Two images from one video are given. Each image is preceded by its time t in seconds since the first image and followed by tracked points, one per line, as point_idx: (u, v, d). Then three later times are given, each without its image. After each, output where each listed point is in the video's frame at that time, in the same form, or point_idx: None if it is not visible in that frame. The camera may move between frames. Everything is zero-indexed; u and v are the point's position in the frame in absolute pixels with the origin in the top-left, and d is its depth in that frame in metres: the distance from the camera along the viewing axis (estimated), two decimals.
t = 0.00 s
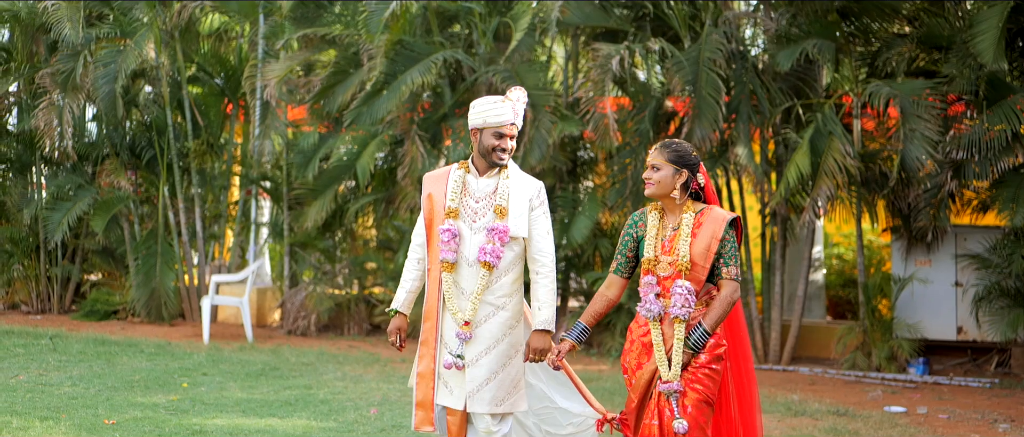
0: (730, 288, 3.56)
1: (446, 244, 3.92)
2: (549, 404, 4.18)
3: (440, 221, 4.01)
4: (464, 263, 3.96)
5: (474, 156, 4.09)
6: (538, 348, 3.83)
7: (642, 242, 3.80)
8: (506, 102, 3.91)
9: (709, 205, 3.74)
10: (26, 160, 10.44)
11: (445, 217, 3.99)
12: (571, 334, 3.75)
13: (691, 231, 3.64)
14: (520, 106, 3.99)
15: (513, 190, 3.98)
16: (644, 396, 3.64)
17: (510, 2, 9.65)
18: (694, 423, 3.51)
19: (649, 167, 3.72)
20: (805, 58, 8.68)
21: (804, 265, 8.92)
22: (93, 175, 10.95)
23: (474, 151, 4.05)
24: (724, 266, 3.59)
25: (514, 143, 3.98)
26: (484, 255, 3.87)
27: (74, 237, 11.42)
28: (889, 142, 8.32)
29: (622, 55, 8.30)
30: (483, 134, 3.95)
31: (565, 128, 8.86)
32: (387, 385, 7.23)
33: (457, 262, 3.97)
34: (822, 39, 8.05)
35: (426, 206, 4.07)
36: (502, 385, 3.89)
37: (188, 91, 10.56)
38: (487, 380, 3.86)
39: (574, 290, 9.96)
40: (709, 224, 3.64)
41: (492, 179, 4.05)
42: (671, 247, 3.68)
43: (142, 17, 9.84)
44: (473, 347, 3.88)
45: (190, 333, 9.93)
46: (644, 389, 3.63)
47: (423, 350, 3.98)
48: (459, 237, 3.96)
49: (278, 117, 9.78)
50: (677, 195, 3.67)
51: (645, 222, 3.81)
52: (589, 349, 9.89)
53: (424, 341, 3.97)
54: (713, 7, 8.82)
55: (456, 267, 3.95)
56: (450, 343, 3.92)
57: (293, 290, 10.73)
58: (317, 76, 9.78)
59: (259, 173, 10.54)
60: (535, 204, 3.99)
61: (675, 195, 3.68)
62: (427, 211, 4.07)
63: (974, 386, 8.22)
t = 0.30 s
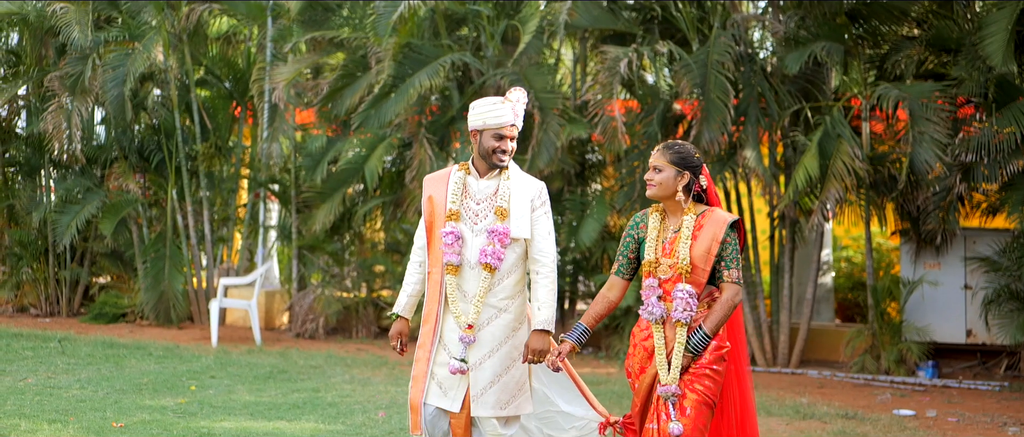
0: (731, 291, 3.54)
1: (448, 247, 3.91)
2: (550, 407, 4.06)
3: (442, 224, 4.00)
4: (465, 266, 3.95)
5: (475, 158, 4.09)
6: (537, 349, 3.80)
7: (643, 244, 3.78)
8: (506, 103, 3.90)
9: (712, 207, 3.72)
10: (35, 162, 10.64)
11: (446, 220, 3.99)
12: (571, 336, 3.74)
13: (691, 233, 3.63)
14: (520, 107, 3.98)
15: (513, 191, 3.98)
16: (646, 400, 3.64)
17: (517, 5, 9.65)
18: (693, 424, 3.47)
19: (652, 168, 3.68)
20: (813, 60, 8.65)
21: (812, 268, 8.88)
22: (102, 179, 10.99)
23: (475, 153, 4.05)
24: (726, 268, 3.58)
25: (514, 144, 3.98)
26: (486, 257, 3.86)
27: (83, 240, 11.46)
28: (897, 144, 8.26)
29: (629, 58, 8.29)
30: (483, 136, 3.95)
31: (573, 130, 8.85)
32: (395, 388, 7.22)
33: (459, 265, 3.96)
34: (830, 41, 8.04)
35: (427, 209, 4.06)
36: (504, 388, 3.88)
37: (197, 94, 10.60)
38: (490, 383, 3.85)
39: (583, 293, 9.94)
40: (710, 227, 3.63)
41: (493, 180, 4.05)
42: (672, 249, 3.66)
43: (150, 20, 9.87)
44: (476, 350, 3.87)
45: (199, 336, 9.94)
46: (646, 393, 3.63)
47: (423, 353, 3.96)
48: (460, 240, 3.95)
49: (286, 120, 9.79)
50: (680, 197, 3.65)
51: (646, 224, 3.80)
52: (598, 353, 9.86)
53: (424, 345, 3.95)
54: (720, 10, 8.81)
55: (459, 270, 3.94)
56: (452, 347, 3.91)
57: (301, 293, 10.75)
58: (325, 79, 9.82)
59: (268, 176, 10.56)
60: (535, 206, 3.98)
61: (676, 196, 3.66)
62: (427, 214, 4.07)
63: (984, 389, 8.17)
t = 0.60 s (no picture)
0: (733, 292, 3.51)
1: (451, 248, 3.90)
2: (554, 410, 4.16)
3: (443, 226, 4.00)
4: (468, 267, 3.94)
5: (475, 158, 4.09)
6: (537, 348, 3.77)
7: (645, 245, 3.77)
8: (505, 102, 3.90)
9: (715, 208, 3.69)
10: (45, 163, 10.59)
11: (447, 221, 3.99)
12: (573, 336, 3.70)
13: (693, 234, 3.61)
14: (520, 106, 3.98)
15: (514, 191, 3.97)
16: (649, 403, 3.63)
17: (526, 6, 9.63)
18: (696, 426, 3.46)
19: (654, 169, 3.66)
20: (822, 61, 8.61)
21: (822, 269, 8.84)
22: (111, 179, 11.02)
23: (474, 154, 4.05)
24: (728, 269, 3.56)
25: (514, 143, 3.98)
26: (489, 258, 3.85)
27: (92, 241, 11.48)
28: (907, 145, 8.22)
29: (638, 59, 8.27)
30: (483, 136, 3.95)
31: (581, 131, 8.83)
32: (403, 389, 7.22)
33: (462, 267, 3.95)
34: (839, 42, 8.03)
35: (429, 211, 4.06)
36: (507, 390, 3.87)
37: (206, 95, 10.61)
38: (493, 386, 3.85)
39: (592, 294, 9.92)
40: (712, 228, 3.61)
41: (493, 180, 4.05)
42: (675, 250, 3.64)
43: (159, 21, 9.88)
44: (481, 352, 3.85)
45: (208, 337, 9.95)
46: (649, 396, 3.62)
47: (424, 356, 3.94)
48: (462, 242, 3.94)
49: (295, 121, 9.79)
50: (683, 198, 3.63)
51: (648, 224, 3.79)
52: (606, 353, 9.85)
53: (425, 347, 3.92)
54: (730, 10, 8.78)
55: (462, 272, 3.92)
56: (456, 349, 3.88)
57: (310, 294, 10.78)
58: (334, 80, 9.83)
59: (276, 177, 10.57)
60: (536, 203, 3.98)
61: (679, 197, 3.65)
62: (428, 216, 4.07)
63: (994, 390, 8.13)
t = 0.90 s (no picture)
0: (735, 295, 3.48)
1: (454, 251, 3.88)
2: (557, 413, 4.10)
3: (444, 228, 3.97)
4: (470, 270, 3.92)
5: (474, 159, 4.07)
6: (538, 348, 3.75)
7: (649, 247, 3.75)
8: (504, 102, 3.89)
9: (719, 209, 3.67)
10: (54, 164, 10.83)
11: (448, 224, 3.97)
12: (575, 338, 3.69)
13: (697, 236, 3.58)
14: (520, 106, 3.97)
15: (513, 192, 3.96)
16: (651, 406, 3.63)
17: (535, 6, 9.61)
18: (699, 431, 3.44)
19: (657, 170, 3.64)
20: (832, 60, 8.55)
21: (832, 269, 8.80)
22: (120, 180, 11.04)
23: (474, 155, 4.03)
24: (731, 272, 3.53)
25: (514, 144, 3.97)
26: (492, 261, 3.84)
27: (102, 242, 11.50)
28: (916, 144, 8.17)
29: (647, 59, 8.24)
30: (482, 136, 3.94)
31: (589, 131, 8.80)
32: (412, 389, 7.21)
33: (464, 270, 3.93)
34: (848, 42, 8.00)
35: (429, 213, 4.04)
36: (509, 393, 3.90)
37: (215, 96, 10.63)
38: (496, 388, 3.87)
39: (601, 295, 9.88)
40: (716, 229, 3.58)
41: (492, 181, 4.03)
42: (677, 252, 3.63)
43: (168, 22, 9.89)
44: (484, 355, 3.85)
45: (217, 338, 9.97)
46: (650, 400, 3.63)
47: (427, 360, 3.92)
48: (463, 244, 3.92)
49: (303, 121, 9.79)
50: (686, 200, 3.62)
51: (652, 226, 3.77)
52: (615, 354, 9.81)
53: (426, 350, 3.89)
54: (739, 11, 8.74)
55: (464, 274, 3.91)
56: (459, 352, 3.88)
57: (319, 294, 10.80)
58: (342, 80, 9.83)
59: (285, 177, 10.57)
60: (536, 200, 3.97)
61: (682, 199, 3.63)
62: (428, 218, 4.05)
63: (1004, 391, 8.08)
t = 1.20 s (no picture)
0: (739, 301, 3.46)
1: (454, 257, 3.88)
2: (561, 418, 4.03)
3: (443, 233, 3.96)
4: (470, 276, 3.91)
5: (474, 164, 4.06)
6: (541, 354, 3.76)
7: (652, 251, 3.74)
8: (503, 105, 3.88)
9: (724, 214, 3.65)
10: (64, 167, 10.91)
11: (447, 229, 3.96)
12: (579, 342, 3.67)
13: (700, 241, 3.56)
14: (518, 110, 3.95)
15: (513, 196, 3.95)
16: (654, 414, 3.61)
17: (545, 8, 9.59)
18: None
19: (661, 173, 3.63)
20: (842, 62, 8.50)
21: (842, 272, 8.76)
22: (131, 183, 11.07)
23: (474, 159, 4.02)
24: (735, 278, 3.50)
25: (513, 148, 3.93)
26: (496, 266, 3.83)
27: (112, 244, 11.52)
28: (928, 147, 8.13)
29: (657, 61, 8.23)
30: (480, 140, 3.91)
31: (598, 133, 8.77)
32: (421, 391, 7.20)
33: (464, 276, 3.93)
34: (858, 43, 7.98)
35: (428, 218, 4.03)
36: (514, 398, 3.89)
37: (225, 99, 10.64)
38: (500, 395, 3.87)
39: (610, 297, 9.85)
40: (720, 234, 3.56)
41: (492, 184, 4.02)
42: (681, 257, 3.61)
43: (177, 25, 9.91)
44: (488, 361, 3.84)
45: (227, 340, 9.98)
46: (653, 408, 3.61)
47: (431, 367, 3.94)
48: (463, 249, 3.92)
49: (313, 124, 9.81)
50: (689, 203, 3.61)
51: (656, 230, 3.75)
52: (625, 357, 9.79)
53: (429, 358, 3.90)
54: (749, 12, 8.69)
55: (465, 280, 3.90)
56: (463, 359, 3.88)
57: (328, 297, 10.83)
58: (352, 83, 9.85)
59: (294, 180, 10.58)
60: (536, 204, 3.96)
61: (686, 203, 3.62)
62: (427, 223, 4.04)
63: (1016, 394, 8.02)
